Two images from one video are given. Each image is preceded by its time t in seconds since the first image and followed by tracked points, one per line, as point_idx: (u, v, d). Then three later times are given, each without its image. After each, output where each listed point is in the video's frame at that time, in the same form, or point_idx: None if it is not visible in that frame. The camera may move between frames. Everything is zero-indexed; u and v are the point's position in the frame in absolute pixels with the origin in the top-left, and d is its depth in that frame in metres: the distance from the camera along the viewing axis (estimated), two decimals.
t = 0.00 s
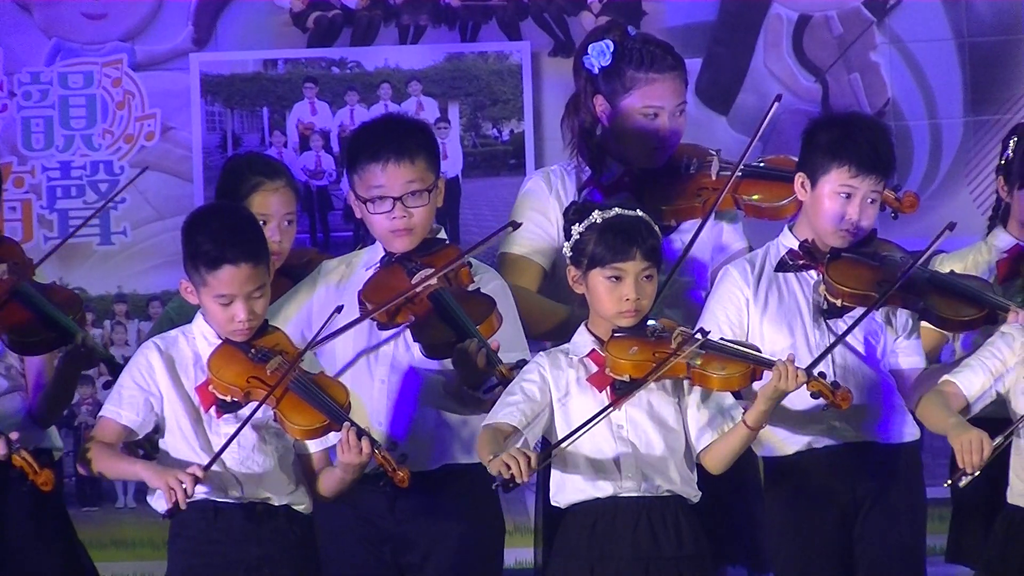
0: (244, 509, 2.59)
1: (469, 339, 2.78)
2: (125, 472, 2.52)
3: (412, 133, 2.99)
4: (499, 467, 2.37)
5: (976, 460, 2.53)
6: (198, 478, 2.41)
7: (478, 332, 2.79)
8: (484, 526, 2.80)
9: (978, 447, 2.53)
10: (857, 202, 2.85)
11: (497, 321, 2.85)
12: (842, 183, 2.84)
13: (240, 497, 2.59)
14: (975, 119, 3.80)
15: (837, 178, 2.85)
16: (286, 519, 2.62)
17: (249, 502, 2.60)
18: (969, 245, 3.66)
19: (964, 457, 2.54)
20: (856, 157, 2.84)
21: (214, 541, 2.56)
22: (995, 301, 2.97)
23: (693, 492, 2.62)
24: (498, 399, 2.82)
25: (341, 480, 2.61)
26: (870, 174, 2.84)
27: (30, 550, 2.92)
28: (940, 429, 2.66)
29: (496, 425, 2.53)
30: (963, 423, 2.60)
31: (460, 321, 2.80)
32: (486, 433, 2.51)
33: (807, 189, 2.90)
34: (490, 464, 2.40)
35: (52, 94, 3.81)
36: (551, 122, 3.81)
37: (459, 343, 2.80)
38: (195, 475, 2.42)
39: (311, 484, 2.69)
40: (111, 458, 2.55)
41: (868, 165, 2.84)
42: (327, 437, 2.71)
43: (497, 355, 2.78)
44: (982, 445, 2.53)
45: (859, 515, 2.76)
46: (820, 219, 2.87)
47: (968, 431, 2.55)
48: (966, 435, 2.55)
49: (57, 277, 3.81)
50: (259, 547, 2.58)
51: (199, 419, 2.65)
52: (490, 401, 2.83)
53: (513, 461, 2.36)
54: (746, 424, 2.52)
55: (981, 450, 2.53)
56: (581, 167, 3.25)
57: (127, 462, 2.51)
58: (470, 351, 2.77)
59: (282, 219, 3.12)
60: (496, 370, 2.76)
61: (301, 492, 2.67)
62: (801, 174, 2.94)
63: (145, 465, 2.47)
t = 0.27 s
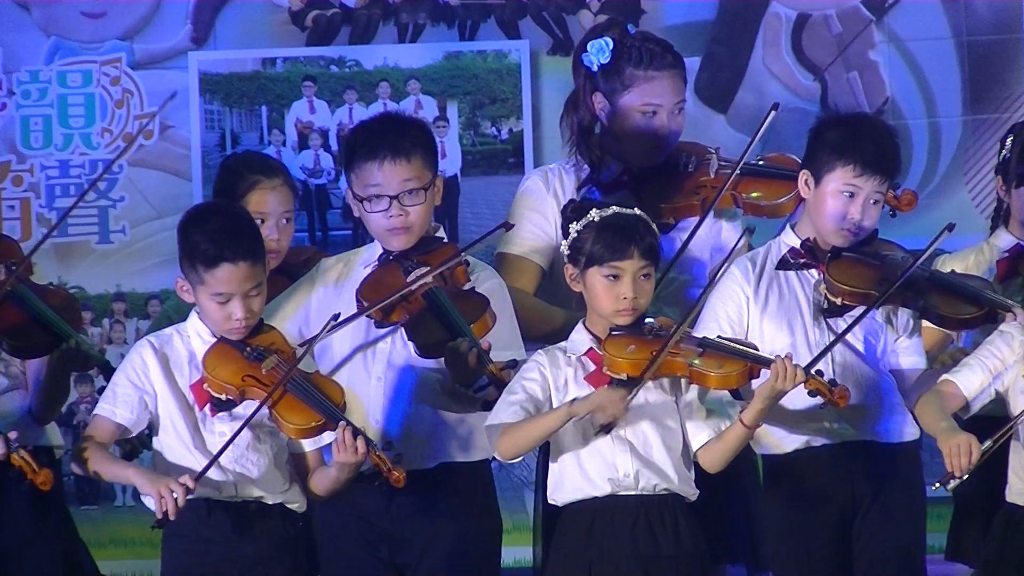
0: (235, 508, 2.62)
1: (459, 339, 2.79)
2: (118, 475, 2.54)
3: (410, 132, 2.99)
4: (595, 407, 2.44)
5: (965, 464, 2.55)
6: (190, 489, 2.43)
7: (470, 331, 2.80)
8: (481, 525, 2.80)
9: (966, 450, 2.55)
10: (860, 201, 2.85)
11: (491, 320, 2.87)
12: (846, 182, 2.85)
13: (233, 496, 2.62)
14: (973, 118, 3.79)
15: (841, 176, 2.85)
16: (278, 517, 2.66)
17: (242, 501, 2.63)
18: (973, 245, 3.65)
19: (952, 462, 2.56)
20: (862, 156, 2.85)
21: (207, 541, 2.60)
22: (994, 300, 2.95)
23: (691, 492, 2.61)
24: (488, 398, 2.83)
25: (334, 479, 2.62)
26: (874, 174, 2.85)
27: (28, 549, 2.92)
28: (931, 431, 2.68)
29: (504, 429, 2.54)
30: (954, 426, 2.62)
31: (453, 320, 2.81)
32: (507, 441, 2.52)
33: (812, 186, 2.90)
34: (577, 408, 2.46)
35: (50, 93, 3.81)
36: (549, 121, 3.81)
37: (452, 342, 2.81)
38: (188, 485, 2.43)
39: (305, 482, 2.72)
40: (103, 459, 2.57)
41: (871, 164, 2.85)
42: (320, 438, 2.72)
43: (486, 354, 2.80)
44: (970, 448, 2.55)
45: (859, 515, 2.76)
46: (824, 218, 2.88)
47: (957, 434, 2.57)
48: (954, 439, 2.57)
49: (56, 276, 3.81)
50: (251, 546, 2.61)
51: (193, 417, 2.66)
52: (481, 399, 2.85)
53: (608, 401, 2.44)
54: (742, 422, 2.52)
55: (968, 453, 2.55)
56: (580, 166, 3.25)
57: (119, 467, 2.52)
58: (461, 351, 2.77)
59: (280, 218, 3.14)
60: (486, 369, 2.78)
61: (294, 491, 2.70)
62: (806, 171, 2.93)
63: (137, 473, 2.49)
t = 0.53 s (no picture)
0: (230, 506, 2.67)
1: (454, 335, 2.80)
2: (124, 451, 2.60)
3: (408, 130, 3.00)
4: (648, 369, 2.44)
5: (981, 451, 2.53)
6: (208, 450, 2.53)
7: (465, 328, 2.81)
8: (477, 523, 2.82)
9: (983, 438, 2.53)
10: (859, 200, 2.85)
11: (489, 317, 2.89)
12: (846, 181, 2.85)
13: (227, 495, 2.67)
14: (972, 117, 3.79)
15: (841, 175, 2.85)
16: (273, 516, 2.70)
17: (236, 498, 2.68)
18: (976, 244, 3.65)
19: (970, 450, 2.54)
20: (860, 154, 2.85)
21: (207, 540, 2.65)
22: (998, 294, 2.92)
23: (688, 491, 2.62)
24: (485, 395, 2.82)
25: (328, 478, 2.72)
26: (873, 173, 2.85)
27: (26, 547, 2.93)
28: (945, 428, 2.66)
29: (530, 421, 2.56)
30: (967, 416, 2.61)
31: (451, 318, 2.81)
32: (535, 432, 2.53)
33: (810, 186, 2.90)
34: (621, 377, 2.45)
35: (49, 92, 3.81)
36: (549, 120, 3.81)
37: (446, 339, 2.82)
38: (206, 446, 2.53)
39: (300, 481, 2.79)
40: (106, 442, 2.62)
41: (871, 164, 2.85)
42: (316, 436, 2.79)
43: (483, 351, 2.80)
44: (987, 436, 2.53)
45: (860, 513, 2.76)
46: (823, 217, 2.88)
47: (972, 423, 2.55)
48: (971, 427, 2.55)
49: (55, 275, 3.81)
50: (247, 546, 2.66)
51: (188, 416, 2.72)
52: (475, 397, 2.84)
53: (659, 362, 2.44)
54: (736, 421, 2.53)
55: (986, 441, 2.53)
56: (580, 164, 3.24)
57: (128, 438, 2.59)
58: (457, 349, 2.79)
59: (280, 216, 3.15)
60: (482, 366, 2.78)
61: (289, 489, 2.76)
62: (803, 172, 2.94)
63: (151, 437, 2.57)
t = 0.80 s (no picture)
0: (231, 505, 2.70)
1: (450, 331, 2.78)
2: (140, 432, 2.65)
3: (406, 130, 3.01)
4: (602, 406, 2.42)
5: (983, 442, 2.53)
6: (227, 421, 2.56)
7: (461, 327, 2.80)
8: (475, 522, 2.84)
9: (985, 429, 2.52)
10: (859, 200, 2.85)
11: (485, 319, 2.87)
12: (844, 181, 2.85)
13: (228, 494, 2.70)
14: (972, 117, 3.79)
15: (839, 176, 2.85)
16: (273, 516, 2.74)
17: (237, 498, 2.71)
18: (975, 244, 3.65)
19: (972, 440, 2.54)
20: (858, 154, 2.85)
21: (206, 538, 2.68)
22: (999, 291, 2.89)
23: (686, 491, 2.64)
24: (480, 396, 2.81)
25: (326, 474, 2.73)
26: (871, 173, 2.85)
27: (25, 548, 2.93)
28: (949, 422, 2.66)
29: (502, 421, 2.56)
30: (970, 408, 2.61)
31: (446, 318, 2.79)
32: (502, 431, 2.55)
33: (809, 187, 2.91)
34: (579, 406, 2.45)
35: (49, 92, 3.81)
36: (549, 119, 3.80)
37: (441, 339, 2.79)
38: (225, 417, 2.56)
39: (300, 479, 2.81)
40: (111, 429, 2.68)
41: (870, 163, 2.85)
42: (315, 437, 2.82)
43: (478, 352, 2.79)
44: (989, 427, 2.53)
45: (862, 514, 2.76)
46: (821, 217, 2.88)
47: (973, 415, 2.55)
48: (973, 418, 2.55)
49: (55, 275, 3.81)
50: (247, 546, 2.70)
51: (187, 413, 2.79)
52: (470, 398, 2.83)
53: (616, 401, 2.41)
54: (736, 421, 2.54)
55: (988, 431, 2.53)
56: (577, 164, 3.18)
57: (140, 420, 2.64)
58: (453, 348, 2.76)
59: (282, 217, 3.17)
60: (477, 366, 2.77)
61: (290, 488, 2.78)
62: (801, 173, 2.94)
63: (170, 412, 2.61)
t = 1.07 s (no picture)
0: (232, 505, 2.74)
1: (464, 334, 2.80)
2: (128, 438, 2.68)
3: (409, 127, 3.01)
4: (600, 400, 2.41)
5: (969, 463, 2.52)
6: (210, 435, 2.58)
7: (475, 330, 2.81)
8: (474, 522, 2.87)
9: (971, 449, 2.52)
10: (858, 201, 2.84)
11: (495, 320, 2.90)
12: (842, 183, 2.84)
13: (230, 494, 2.74)
14: (972, 116, 3.79)
15: (837, 177, 2.85)
16: (275, 514, 2.78)
17: (238, 497, 2.75)
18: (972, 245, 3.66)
19: (958, 461, 2.53)
20: (857, 157, 2.84)
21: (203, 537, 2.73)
22: (998, 294, 2.92)
23: (683, 490, 2.65)
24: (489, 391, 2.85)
25: (330, 472, 2.79)
26: (869, 175, 2.84)
27: (26, 547, 2.94)
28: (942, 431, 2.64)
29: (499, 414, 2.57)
30: (958, 424, 2.59)
31: (458, 319, 2.81)
32: (498, 425, 2.56)
33: (807, 188, 2.91)
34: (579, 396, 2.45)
35: (48, 91, 3.81)
36: (548, 119, 3.80)
37: (454, 340, 2.81)
38: (208, 431, 2.58)
39: (301, 476, 2.87)
40: (106, 434, 2.71)
41: (867, 165, 2.84)
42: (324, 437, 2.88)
43: (494, 353, 2.80)
44: (974, 447, 2.53)
45: (860, 514, 2.77)
46: (820, 218, 2.88)
47: (959, 434, 2.55)
48: (959, 437, 2.54)
49: (55, 274, 3.81)
50: (247, 543, 2.73)
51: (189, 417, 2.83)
52: (480, 396, 2.89)
53: (615, 397, 2.40)
54: (735, 421, 2.55)
55: (973, 451, 2.53)
56: (574, 164, 3.21)
57: (132, 426, 2.67)
58: (467, 350, 2.78)
59: (282, 217, 3.16)
60: (492, 367, 2.79)
61: (292, 488, 2.83)
62: (801, 174, 2.94)
63: (156, 425, 2.64)
